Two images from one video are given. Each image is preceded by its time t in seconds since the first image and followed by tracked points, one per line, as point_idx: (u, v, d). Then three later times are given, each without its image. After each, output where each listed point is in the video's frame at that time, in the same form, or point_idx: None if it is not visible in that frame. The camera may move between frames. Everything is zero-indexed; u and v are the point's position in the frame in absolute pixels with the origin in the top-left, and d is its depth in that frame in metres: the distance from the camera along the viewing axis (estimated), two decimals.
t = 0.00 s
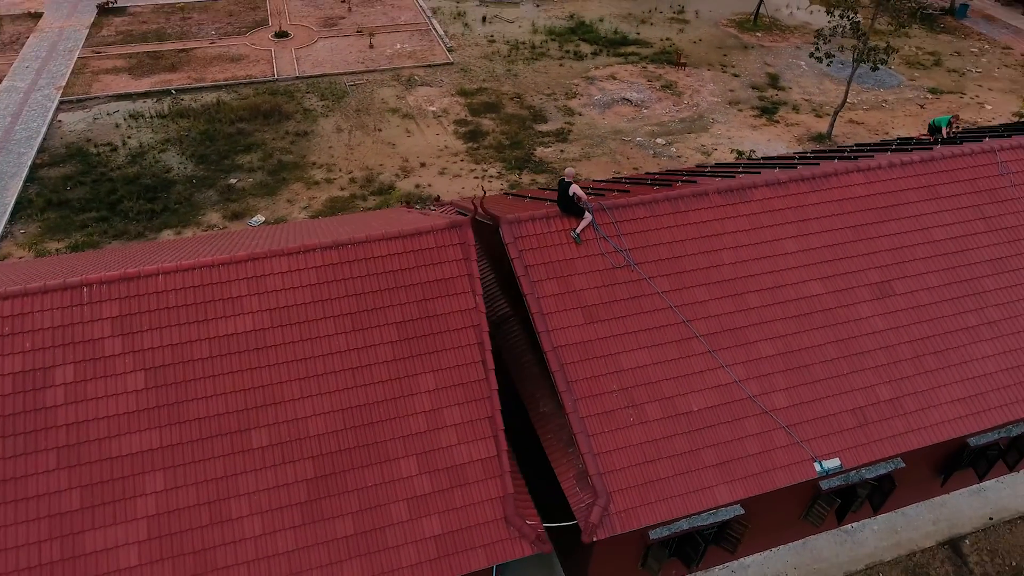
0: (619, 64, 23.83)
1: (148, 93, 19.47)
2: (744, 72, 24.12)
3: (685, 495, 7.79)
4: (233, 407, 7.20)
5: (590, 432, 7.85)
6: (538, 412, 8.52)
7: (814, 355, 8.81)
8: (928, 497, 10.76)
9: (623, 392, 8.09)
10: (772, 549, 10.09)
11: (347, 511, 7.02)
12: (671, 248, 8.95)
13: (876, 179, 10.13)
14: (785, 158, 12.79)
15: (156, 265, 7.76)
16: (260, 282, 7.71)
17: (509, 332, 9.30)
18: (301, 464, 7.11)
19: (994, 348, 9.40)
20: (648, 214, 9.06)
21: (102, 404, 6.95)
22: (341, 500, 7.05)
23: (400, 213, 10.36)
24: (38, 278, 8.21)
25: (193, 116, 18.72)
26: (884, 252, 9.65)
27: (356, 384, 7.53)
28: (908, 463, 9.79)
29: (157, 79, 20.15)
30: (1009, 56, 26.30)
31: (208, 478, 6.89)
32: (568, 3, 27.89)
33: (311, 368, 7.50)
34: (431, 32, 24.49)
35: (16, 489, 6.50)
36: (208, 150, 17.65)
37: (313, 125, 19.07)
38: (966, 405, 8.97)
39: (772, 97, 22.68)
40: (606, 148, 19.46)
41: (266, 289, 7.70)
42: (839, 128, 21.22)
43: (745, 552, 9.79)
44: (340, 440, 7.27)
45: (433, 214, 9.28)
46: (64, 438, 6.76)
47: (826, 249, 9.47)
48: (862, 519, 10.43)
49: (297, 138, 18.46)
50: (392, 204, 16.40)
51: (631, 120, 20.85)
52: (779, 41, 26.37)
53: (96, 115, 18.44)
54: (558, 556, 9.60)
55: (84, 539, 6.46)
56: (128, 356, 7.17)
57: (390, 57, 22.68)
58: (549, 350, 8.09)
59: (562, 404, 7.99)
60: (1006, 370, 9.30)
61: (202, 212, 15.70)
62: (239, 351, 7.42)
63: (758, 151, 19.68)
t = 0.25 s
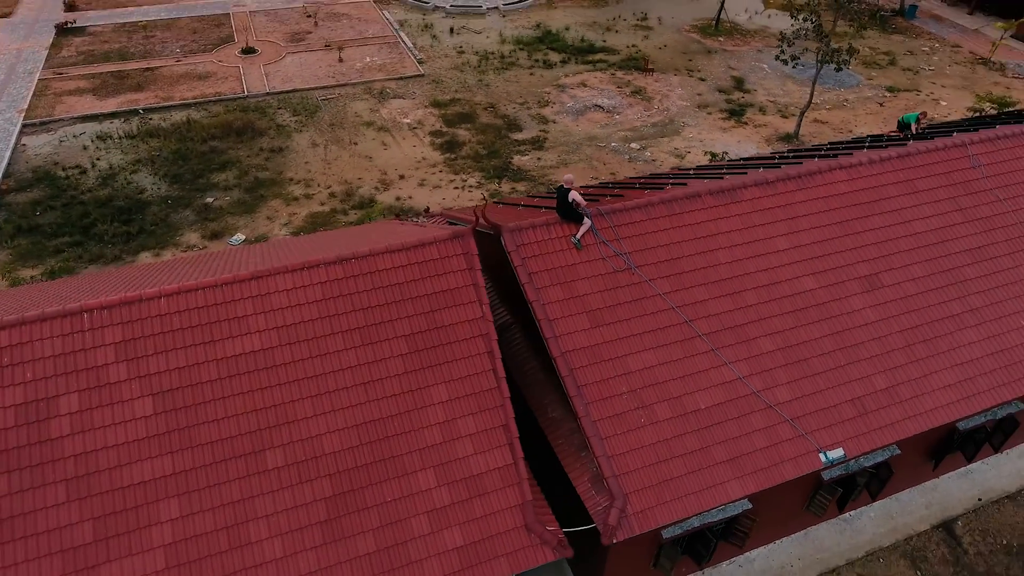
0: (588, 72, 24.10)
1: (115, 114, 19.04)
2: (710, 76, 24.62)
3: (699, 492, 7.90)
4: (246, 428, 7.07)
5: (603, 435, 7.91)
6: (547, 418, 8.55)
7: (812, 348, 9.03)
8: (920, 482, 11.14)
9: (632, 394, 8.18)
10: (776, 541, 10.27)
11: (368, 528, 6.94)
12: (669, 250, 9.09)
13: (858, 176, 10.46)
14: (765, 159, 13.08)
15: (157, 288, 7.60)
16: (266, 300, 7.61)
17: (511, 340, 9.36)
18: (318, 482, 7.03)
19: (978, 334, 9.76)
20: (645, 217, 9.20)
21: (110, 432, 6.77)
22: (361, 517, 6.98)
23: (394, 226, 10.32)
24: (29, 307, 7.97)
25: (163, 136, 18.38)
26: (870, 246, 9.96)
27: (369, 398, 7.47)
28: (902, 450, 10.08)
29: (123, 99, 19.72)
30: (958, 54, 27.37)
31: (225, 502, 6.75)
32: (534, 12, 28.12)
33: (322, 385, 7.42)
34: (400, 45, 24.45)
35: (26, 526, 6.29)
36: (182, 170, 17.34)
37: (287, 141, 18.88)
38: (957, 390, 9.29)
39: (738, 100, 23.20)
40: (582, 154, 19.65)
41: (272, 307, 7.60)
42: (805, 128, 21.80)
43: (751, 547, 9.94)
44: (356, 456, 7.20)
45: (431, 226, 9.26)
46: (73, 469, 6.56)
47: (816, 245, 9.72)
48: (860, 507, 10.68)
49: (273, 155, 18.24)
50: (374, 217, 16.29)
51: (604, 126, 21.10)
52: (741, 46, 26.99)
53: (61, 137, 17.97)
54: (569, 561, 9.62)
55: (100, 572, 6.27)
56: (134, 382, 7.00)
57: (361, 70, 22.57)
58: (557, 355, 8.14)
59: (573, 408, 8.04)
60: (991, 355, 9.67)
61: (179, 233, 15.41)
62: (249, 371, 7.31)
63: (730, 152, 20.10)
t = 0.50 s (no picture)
0: (559, 80, 24.31)
1: (82, 135, 18.59)
2: (678, 81, 25.05)
3: (712, 488, 8.01)
4: (261, 449, 6.96)
5: (616, 438, 7.98)
6: (557, 423, 8.57)
7: (810, 343, 9.25)
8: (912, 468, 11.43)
9: (641, 395, 8.28)
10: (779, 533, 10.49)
11: (391, 543, 6.88)
12: (668, 251, 9.22)
13: (841, 174, 10.77)
14: (746, 160, 13.36)
15: (160, 309, 7.44)
16: (274, 317, 7.51)
17: (515, 347, 9.50)
18: (338, 500, 6.94)
19: (963, 322, 10.12)
20: (642, 220, 9.33)
21: (123, 459, 6.61)
22: (383, 532, 6.91)
23: (391, 240, 10.26)
24: (25, 335, 7.73)
25: (135, 156, 17.99)
26: (858, 241, 10.25)
27: (384, 412, 7.41)
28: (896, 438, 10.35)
29: (89, 120, 19.26)
30: (912, 54, 28.38)
31: (244, 525, 6.64)
32: (501, 22, 28.25)
33: (336, 401, 7.34)
34: (370, 58, 24.34)
35: (43, 561, 6.13)
36: (156, 190, 16.99)
37: (263, 158, 18.64)
38: (947, 377, 9.60)
39: (707, 103, 23.65)
40: (560, 161, 19.80)
41: (280, 324, 7.50)
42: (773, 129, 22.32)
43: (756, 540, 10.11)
44: (374, 471, 7.13)
45: (431, 237, 9.24)
46: (86, 500, 6.38)
47: (807, 242, 9.97)
48: (857, 496, 10.95)
49: (249, 172, 18.00)
50: (357, 231, 16.17)
51: (579, 133, 21.30)
52: (706, 51, 27.54)
53: (28, 160, 17.46)
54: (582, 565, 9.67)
55: None
56: (143, 407, 6.85)
57: (333, 84, 22.40)
58: (567, 361, 8.19)
59: (585, 412, 8.10)
60: (976, 341, 10.03)
61: (159, 254, 15.10)
62: (261, 390, 7.20)
63: (703, 155, 20.46)
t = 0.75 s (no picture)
0: (531, 89, 24.48)
1: (49, 157, 18.10)
2: (647, 87, 25.43)
3: (725, 485, 8.15)
4: (279, 469, 6.86)
5: (629, 439, 8.06)
6: (568, 429, 8.62)
7: (807, 337, 9.48)
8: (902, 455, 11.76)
9: (651, 396, 8.39)
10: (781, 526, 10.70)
11: (417, 557, 6.83)
12: (667, 253, 9.37)
13: (823, 172, 11.09)
14: (728, 162, 13.65)
15: (166, 332, 7.29)
16: (284, 335, 7.42)
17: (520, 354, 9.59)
18: (360, 516, 6.88)
19: (947, 311, 10.48)
20: (640, 224, 9.47)
21: (139, 487, 6.46)
22: (408, 547, 6.86)
23: (388, 253, 10.22)
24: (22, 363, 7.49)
25: (106, 177, 17.59)
26: (844, 237, 10.55)
27: (401, 425, 7.36)
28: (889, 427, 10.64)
29: (56, 142, 18.77)
30: (868, 56, 29.32)
31: (268, 548, 6.54)
32: (469, 33, 28.31)
33: (352, 416, 7.27)
34: (340, 71, 24.18)
35: None
36: (130, 211, 16.63)
37: (238, 175, 18.39)
38: (936, 365, 9.93)
39: (677, 108, 24.05)
40: (538, 169, 19.91)
41: (291, 342, 7.40)
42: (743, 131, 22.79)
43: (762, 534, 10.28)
44: (395, 485, 7.08)
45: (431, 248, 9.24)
46: (103, 531, 6.22)
47: (797, 239, 10.22)
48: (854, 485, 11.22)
49: (226, 190, 17.73)
50: (340, 246, 16.03)
51: (554, 141, 21.45)
52: (671, 57, 28.02)
53: None
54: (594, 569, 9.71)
55: None
56: (156, 432, 6.69)
57: (305, 99, 22.21)
58: (577, 365, 8.25)
59: (597, 416, 8.17)
60: (961, 330, 10.39)
61: (138, 277, 14.78)
62: (275, 409, 7.09)
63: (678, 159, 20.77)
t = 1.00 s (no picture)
0: (503, 98, 24.60)
1: (15, 181, 17.57)
2: (617, 94, 25.77)
3: (736, 480, 8.29)
4: (300, 488, 6.76)
5: (642, 440, 8.15)
6: (579, 433, 8.68)
7: (802, 332, 9.73)
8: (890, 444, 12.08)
9: (659, 397, 8.50)
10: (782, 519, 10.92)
11: (443, 569, 6.81)
12: (665, 256, 9.53)
13: (806, 172, 11.41)
14: (709, 164, 13.93)
15: (174, 354, 7.14)
16: (296, 351, 7.32)
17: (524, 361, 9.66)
18: (384, 531, 6.82)
19: (930, 302, 10.86)
20: (637, 228, 9.61)
21: (158, 514, 6.31)
22: (434, 559, 6.83)
23: (385, 265, 10.17)
24: (21, 391, 7.25)
25: (76, 199, 17.14)
26: (831, 234, 10.86)
27: (418, 437, 7.33)
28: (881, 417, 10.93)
29: (20, 165, 18.22)
30: (825, 58, 30.24)
31: (293, 569, 6.45)
32: (437, 44, 28.33)
33: (369, 431, 7.21)
34: (310, 85, 23.97)
35: None
36: (105, 234, 16.24)
37: (214, 193, 18.09)
38: (924, 355, 10.28)
39: (647, 114, 24.42)
40: (516, 178, 20.01)
41: (303, 358, 7.32)
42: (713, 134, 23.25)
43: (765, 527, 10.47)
44: (416, 498, 7.05)
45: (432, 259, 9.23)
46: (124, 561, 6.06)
47: (787, 237, 10.49)
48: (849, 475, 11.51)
49: (202, 209, 17.42)
50: (324, 261, 15.87)
51: (530, 149, 21.58)
52: (638, 64, 28.45)
53: None
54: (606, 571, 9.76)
55: None
56: (172, 457, 6.54)
57: (276, 114, 21.96)
58: (587, 370, 8.33)
59: (609, 419, 8.25)
60: (944, 319, 10.77)
61: (117, 300, 14.42)
62: (292, 426, 6.99)
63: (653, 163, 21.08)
